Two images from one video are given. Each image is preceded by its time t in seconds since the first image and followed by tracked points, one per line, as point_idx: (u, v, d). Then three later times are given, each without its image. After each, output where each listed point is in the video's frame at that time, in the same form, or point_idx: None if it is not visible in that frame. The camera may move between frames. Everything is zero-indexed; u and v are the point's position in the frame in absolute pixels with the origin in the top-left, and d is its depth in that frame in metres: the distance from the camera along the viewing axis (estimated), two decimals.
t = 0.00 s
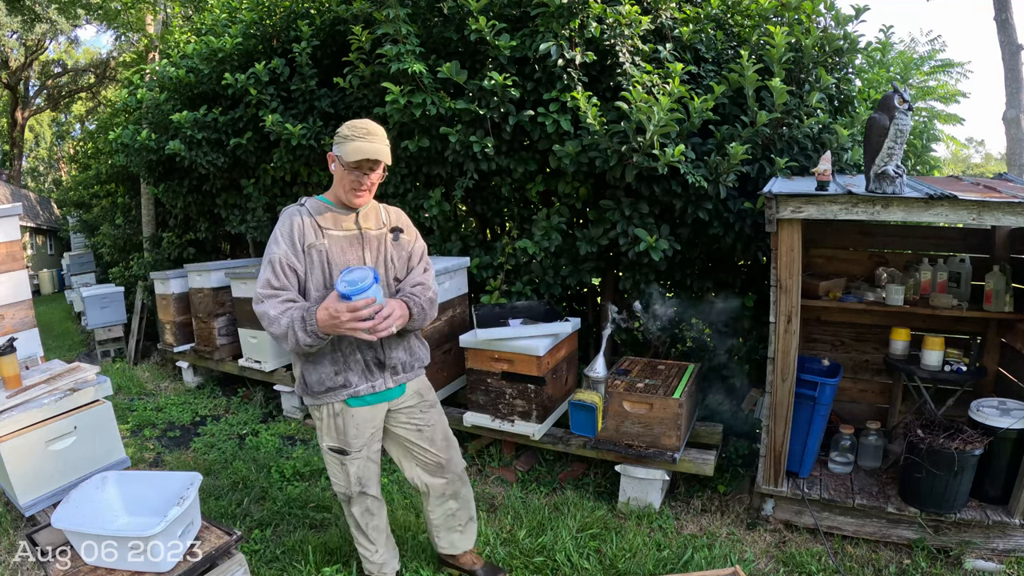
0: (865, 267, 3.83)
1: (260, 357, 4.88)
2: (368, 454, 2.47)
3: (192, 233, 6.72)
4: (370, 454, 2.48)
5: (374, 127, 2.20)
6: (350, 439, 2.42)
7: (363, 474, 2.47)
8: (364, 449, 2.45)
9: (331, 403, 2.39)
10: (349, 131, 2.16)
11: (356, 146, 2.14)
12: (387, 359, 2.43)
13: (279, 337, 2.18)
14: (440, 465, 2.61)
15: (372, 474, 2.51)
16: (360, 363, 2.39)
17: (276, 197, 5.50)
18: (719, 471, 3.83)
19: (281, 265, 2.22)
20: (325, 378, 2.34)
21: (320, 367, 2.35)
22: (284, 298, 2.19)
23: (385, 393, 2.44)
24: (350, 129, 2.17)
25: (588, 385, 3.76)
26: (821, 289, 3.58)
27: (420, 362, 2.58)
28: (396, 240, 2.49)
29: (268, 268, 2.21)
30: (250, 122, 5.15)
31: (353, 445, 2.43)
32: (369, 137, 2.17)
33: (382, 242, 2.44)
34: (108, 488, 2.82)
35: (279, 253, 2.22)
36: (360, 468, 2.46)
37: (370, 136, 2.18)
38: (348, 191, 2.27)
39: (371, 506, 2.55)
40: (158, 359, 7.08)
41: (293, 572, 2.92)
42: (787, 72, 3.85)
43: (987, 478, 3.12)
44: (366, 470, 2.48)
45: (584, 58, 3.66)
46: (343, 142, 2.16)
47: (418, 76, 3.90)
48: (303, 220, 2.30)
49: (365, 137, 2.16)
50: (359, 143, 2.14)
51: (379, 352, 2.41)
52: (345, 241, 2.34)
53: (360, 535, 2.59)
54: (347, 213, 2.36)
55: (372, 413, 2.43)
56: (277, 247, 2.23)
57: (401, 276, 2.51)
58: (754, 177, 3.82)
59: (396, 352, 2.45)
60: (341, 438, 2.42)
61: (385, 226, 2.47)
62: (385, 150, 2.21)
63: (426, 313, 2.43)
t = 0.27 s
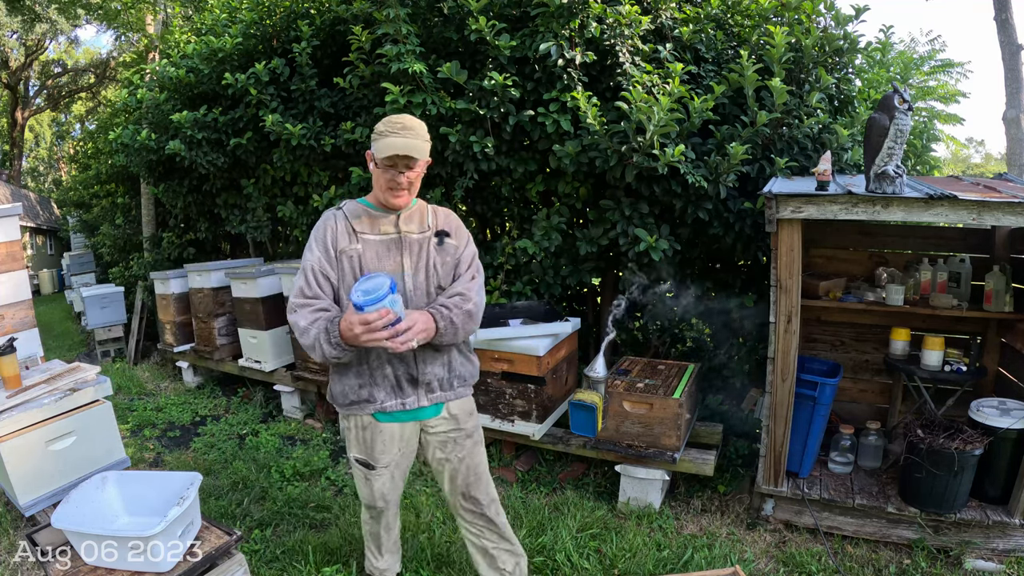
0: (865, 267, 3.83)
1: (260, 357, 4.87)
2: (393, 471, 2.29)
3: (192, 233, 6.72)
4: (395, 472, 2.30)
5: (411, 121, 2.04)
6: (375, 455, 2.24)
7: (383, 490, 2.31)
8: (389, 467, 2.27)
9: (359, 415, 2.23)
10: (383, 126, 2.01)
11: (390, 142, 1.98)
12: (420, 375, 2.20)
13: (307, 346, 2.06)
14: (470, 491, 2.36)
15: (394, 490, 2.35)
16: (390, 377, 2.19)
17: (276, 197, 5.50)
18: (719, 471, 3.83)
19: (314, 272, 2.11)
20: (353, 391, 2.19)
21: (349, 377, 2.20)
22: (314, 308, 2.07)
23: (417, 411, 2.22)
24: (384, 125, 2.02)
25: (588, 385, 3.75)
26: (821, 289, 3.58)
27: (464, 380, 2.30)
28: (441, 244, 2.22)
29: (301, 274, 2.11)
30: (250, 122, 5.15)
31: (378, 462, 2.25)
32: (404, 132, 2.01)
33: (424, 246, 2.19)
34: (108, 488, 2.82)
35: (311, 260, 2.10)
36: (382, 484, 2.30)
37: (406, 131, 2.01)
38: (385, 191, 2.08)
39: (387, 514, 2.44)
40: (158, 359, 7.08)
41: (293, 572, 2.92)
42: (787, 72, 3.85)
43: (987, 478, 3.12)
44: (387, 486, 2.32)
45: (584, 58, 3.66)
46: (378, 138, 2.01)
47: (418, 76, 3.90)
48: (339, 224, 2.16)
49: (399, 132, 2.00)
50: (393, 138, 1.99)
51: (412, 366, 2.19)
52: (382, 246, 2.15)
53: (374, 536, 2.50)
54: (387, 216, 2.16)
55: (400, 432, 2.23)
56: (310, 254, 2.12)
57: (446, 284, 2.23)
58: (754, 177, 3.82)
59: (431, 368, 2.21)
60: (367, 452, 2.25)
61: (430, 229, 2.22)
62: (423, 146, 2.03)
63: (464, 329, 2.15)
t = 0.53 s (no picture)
0: (865, 267, 3.83)
1: (260, 357, 4.87)
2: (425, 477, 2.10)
3: (192, 233, 6.72)
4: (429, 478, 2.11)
5: (457, 106, 1.89)
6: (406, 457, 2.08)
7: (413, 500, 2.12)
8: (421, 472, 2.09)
9: (393, 413, 2.08)
10: (427, 111, 1.89)
11: (432, 127, 1.85)
12: (456, 377, 2.02)
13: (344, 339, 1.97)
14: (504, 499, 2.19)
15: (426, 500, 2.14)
16: (425, 376, 2.02)
17: (276, 197, 5.50)
18: (719, 471, 3.83)
19: (355, 264, 2.01)
20: (387, 387, 2.04)
21: (383, 373, 2.05)
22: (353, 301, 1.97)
23: (454, 412, 2.05)
24: (431, 111, 1.90)
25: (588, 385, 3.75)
26: (821, 289, 3.58)
27: (507, 384, 2.10)
28: (491, 235, 2.02)
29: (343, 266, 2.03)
30: (250, 122, 5.15)
31: (409, 466, 2.09)
32: (447, 116, 1.87)
33: (470, 238, 2.01)
34: (108, 488, 2.83)
35: (352, 253, 2.01)
36: (413, 491, 2.11)
37: (449, 115, 1.87)
38: (428, 180, 1.94)
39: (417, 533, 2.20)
40: (159, 359, 7.09)
41: (293, 572, 2.92)
42: (787, 72, 3.86)
43: (987, 478, 3.12)
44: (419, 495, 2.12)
45: (584, 58, 3.66)
46: (421, 123, 1.89)
47: (418, 76, 3.90)
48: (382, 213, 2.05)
49: (442, 116, 1.87)
50: (435, 122, 1.86)
51: (448, 366, 2.02)
52: (425, 239, 2.00)
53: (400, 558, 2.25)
54: (434, 206, 2.00)
55: (434, 433, 2.06)
56: (352, 246, 2.03)
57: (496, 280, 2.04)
58: (754, 177, 3.82)
59: (470, 369, 2.02)
60: (398, 454, 2.10)
61: (480, 219, 2.02)
62: (468, 131, 1.87)
63: (507, 333, 1.95)
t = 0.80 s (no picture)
0: (865, 267, 3.83)
1: (260, 357, 4.86)
2: (434, 478, 2.08)
3: (192, 233, 6.72)
4: (437, 479, 2.09)
5: (460, 102, 1.88)
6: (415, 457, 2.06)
7: (423, 501, 2.09)
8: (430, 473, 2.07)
9: (403, 414, 2.08)
10: (431, 110, 1.89)
11: (434, 124, 1.85)
12: (463, 383, 1.99)
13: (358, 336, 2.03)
14: (511, 500, 2.16)
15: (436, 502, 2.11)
16: (433, 379, 2.01)
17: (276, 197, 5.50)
18: (719, 471, 3.83)
19: (370, 264, 2.06)
20: (396, 388, 2.05)
21: (395, 374, 2.06)
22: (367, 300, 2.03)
23: (462, 418, 2.02)
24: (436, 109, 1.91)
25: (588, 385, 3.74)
26: (821, 289, 3.58)
27: (517, 393, 2.04)
28: (504, 240, 1.96)
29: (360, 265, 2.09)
30: (250, 122, 5.15)
31: (417, 467, 2.06)
32: (448, 114, 1.86)
33: (483, 242, 1.97)
34: (108, 488, 2.83)
35: (367, 253, 2.06)
36: (422, 492, 2.08)
37: (451, 112, 1.86)
38: (436, 178, 1.93)
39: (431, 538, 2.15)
40: (159, 359, 7.09)
41: (293, 572, 2.91)
42: (787, 72, 3.86)
43: (987, 478, 3.12)
44: (428, 496, 2.09)
45: (584, 58, 3.66)
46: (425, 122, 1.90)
47: (418, 76, 3.90)
48: (399, 213, 2.08)
49: (444, 114, 1.86)
50: (437, 120, 1.86)
51: (456, 372, 1.99)
52: (437, 241, 2.00)
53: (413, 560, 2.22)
54: (448, 207, 1.99)
55: (441, 436, 2.04)
56: (368, 246, 2.08)
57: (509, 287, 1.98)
58: (754, 177, 3.82)
59: (477, 376, 1.98)
60: (407, 454, 2.08)
61: (494, 222, 1.97)
62: (469, 126, 1.84)
63: (507, 345, 1.89)
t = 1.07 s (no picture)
0: (865, 267, 3.84)
1: (260, 357, 4.86)
2: (436, 476, 2.09)
3: (192, 233, 6.72)
4: (439, 477, 2.10)
5: (452, 100, 1.88)
6: (418, 454, 2.07)
7: (426, 497, 2.11)
8: (433, 471, 2.08)
9: (405, 410, 2.10)
10: (425, 111, 1.90)
11: (428, 125, 1.86)
12: (462, 382, 1.99)
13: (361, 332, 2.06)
14: (514, 500, 2.15)
15: (438, 499, 2.12)
16: (432, 378, 2.02)
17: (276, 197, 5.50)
18: (719, 471, 3.83)
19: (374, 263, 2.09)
20: (397, 385, 2.07)
21: (396, 371, 2.08)
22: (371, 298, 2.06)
23: (461, 417, 2.02)
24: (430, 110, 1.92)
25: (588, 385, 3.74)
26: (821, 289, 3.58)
27: (517, 393, 2.03)
28: (505, 238, 1.95)
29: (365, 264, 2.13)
30: (250, 122, 5.15)
31: (420, 464, 2.08)
32: (441, 113, 1.87)
33: (483, 241, 1.97)
34: (108, 488, 2.83)
35: (372, 253, 2.09)
36: (425, 489, 2.10)
37: (443, 112, 1.87)
38: (436, 178, 1.94)
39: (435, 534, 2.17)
40: (159, 359, 7.09)
41: (293, 572, 2.91)
42: (787, 72, 3.86)
43: (988, 478, 3.12)
44: (431, 493, 2.11)
45: (584, 58, 3.66)
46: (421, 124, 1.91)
47: (418, 76, 3.90)
48: (402, 213, 2.10)
49: (437, 113, 1.87)
50: (431, 121, 1.87)
51: (455, 370, 1.99)
52: (438, 240, 2.01)
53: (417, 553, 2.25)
54: (448, 206, 2.00)
55: (442, 434, 2.05)
56: (373, 246, 2.11)
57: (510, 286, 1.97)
58: (754, 177, 3.82)
59: (475, 375, 1.98)
60: (410, 450, 2.10)
61: (495, 220, 1.97)
62: (460, 124, 1.84)
63: (506, 342, 1.88)
